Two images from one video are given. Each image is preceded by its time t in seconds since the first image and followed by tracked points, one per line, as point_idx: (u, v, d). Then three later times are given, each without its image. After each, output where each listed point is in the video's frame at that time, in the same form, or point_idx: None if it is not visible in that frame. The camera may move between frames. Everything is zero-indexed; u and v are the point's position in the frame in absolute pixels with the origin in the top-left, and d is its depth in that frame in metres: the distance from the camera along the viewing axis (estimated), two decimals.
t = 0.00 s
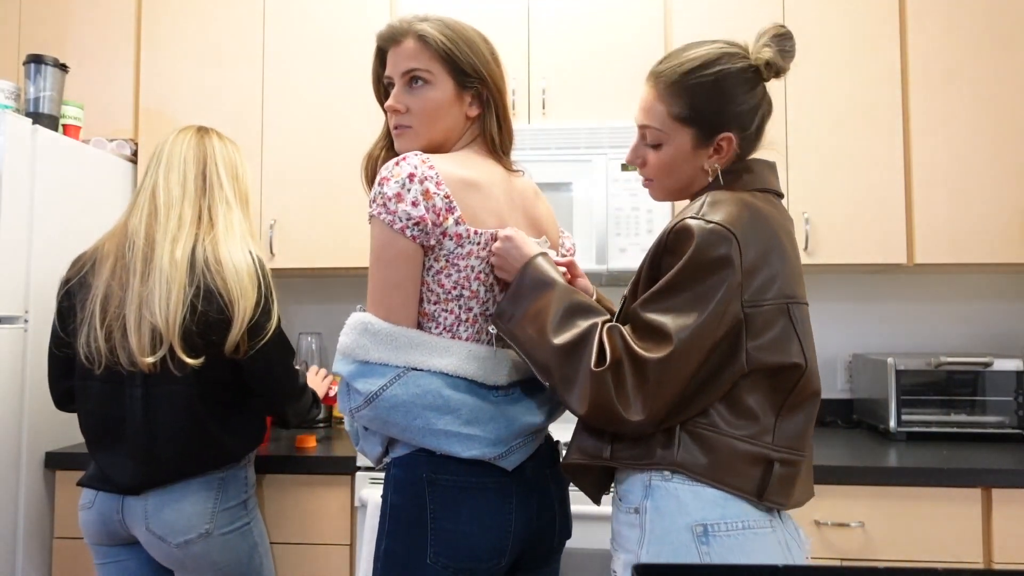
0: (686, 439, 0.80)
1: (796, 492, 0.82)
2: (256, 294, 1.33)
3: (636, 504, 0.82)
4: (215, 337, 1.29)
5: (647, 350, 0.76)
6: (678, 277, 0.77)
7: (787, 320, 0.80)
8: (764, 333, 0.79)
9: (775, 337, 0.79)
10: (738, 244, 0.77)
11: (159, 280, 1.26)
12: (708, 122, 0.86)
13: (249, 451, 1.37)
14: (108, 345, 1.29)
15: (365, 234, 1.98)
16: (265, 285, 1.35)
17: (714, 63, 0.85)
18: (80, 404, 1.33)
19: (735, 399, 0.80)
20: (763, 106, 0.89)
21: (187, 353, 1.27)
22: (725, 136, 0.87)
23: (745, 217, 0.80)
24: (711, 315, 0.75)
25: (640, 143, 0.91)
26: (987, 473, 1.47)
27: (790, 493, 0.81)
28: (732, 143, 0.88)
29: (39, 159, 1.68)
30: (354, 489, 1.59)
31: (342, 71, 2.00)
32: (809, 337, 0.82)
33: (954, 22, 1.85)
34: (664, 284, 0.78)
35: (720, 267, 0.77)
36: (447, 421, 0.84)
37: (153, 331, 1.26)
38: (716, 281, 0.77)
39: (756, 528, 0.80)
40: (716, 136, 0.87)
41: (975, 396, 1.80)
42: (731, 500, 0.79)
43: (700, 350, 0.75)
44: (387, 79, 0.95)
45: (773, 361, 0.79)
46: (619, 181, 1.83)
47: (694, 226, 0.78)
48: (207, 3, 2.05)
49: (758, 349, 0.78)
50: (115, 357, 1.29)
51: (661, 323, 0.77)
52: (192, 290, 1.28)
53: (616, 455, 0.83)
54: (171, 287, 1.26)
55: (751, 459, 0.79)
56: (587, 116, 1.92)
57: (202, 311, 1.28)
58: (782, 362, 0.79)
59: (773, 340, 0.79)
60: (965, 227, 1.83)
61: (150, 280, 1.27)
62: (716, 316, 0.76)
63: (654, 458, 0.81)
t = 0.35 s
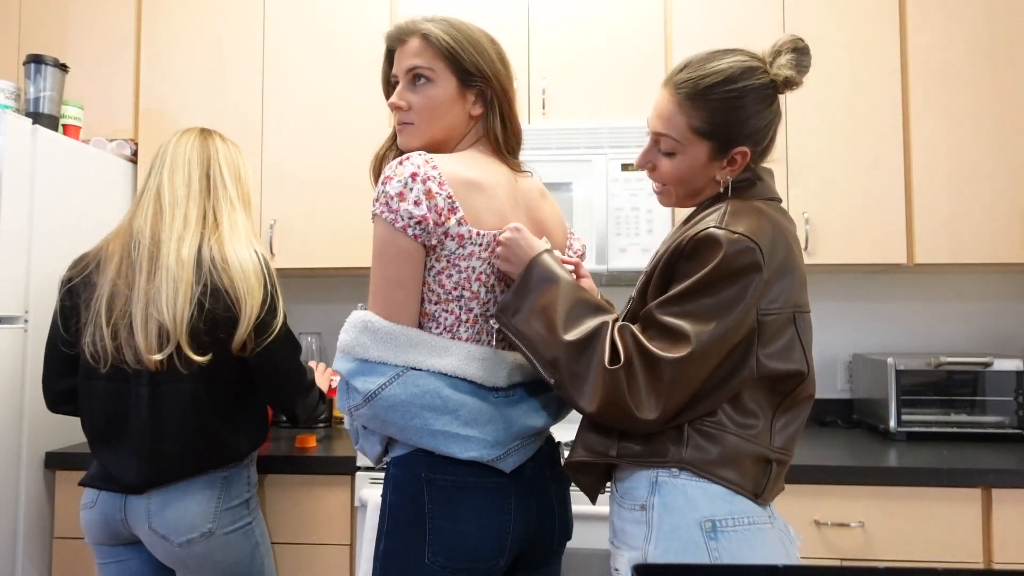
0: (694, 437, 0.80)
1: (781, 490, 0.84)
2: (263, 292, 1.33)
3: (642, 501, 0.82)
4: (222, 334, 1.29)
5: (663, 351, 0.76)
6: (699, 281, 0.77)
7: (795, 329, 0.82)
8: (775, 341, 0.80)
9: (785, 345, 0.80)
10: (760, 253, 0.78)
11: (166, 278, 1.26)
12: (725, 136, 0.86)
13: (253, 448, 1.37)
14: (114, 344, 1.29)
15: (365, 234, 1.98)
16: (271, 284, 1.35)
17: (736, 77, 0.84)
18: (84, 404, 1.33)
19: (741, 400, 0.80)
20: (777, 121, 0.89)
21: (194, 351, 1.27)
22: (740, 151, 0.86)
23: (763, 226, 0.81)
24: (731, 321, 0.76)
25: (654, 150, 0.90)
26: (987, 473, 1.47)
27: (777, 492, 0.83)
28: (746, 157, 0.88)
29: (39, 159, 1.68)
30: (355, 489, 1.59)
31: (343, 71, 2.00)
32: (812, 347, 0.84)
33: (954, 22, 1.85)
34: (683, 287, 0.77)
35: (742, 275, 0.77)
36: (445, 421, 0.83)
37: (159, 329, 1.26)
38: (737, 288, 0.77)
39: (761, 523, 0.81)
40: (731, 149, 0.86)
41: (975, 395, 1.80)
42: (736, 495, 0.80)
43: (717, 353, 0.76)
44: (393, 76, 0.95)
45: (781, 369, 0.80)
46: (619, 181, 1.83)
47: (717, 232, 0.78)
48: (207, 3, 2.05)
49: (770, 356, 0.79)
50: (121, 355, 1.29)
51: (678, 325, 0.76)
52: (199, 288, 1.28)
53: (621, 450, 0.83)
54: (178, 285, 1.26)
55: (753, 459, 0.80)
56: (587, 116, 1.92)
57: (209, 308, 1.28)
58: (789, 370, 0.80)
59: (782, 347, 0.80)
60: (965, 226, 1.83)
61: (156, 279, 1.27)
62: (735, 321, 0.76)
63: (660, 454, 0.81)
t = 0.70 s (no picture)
0: (687, 452, 0.80)
1: (788, 502, 0.83)
2: (263, 291, 1.33)
3: (624, 502, 0.84)
4: (222, 332, 1.29)
5: (661, 372, 0.76)
6: (691, 298, 0.77)
7: (793, 339, 0.81)
8: (773, 352, 0.79)
9: (783, 356, 0.80)
10: (751, 264, 0.77)
11: (166, 277, 1.26)
12: (716, 124, 0.86)
13: (253, 447, 1.37)
14: (115, 342, 1.29)
15: (365, 233, 1.98)
16: (271, 283, 1.35)
17: (733, 66, 0.85)
18: (84, 403, 1.33)
19: (737, 413, 0.80)
20: (777, 121, 0.89)
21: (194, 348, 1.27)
22: (730, 142, 0.86)
23: (756, 236, 0.80)
24: (725, 335, 0.75)
25: (648, 133, 0.92)
26: (987, 473, 1.47)
27: (783, 504, 0.82)
28: (737, 150, 0.87)
29: (39, 159, 1.68)
30: (354, 489, 1.59)
31: (343, 70, 2.00)
32: (812, 354, 0.84)
33: (954, 22, 1.85)
34: (675, 305, 0.77)
35: (736, 288, 0.76)
36: (448, 422, 0.83)
37: (160, 328, 1.26)
38: (732, 302, 0.76)
39: (744, 527, 0.80)
40: (721, 139, 0.87)
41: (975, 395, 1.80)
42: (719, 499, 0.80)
43: (712, 369, 0.75)
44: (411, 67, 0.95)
45: (779, 380, 0.79)
46: (619, 181, 1.83)
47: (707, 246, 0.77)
48: (206, 3, 2.05)
49: (767, 368, 0.79)
50: (122, 354, 1.29)
51: (673, 344, 0.76)
52: (200, 285, 1.28)
53: (614, 466, 0.83)
54: (178, 283, 1.26)
55: (750, 471, 0.80)
56: (587, 116, 1.92)
57: (209, 306, 1.28)
58: (787, 380, 0.80)
59: (780, 358, 0.80)
60: (965, 226, 1.83)
61: (157, 277, 1.27)
62: (727, 336, 0.76)
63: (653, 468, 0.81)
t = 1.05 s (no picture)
0: (675, 466, 0.79)
1: (791, 518, 0.80)
2: (262, 289, 1.34)
3: (606, 509, 0.84)
4: (221, 329, 1.29)
5: (623, 365, 0.77)
6: (662, 299, 0.77)
7: (782, 350, 0.78)
8: (756, 363, 0.77)
9: (771, 368, 0.77)
10: (728, 271, 0.75)
11: (165, 274, 1.26)
12: (708, 99, 0.87)
13: (253, 447, 1.37)
14: (114, 341, 1.29)
15: (365, 232, 1.98)
16: (269, 281, 1.35)
17: (728, 42, 0.86)
18: (84, 403, 1.33)
19: (729, 426, 0.79)
20: (779, 108, 0.87)
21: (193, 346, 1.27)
22: (719, 118, 0.86)
23: (741, 239, 0.78)
24: (696, 342, 0.74)
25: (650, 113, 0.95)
26: (987, 473, 1.47)
27: (785, 520, 0.80)
28: (727, 129, 0.87)
29: (39, 159, 1.68)
30: (354, 489, 1.59)
31: (343, 69, 2.00)
32: (806, 367, 0.81)
33: (954, 21, 1.85)
34: (646, 305, 0.78)
35: (711, 293, 0.75)
36: (471, 419, 0.86)
37: (159, 325, 1.26)
38: (708, 308, 0.75)
39: (726, 537, 0.79)
40: (710, 116, 0.87)
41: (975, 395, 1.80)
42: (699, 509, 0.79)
43: (681, 375, 0.74)
44: (450, 58, 0.98)
45: (766, 393, 0.77)
46: (619, 181, 1.83)
47: (680, 247, 0.77)
48: (206, 3, 2.05)
49: (751, 379, 0.77)
50: (121, 353, 1.29)
51: (640, 342, 0.77)
52: (198, 283, 1.28)
53: (603, 480, 0.82)
54: (177, 280, 1.26)
55: (745, 486, 0.78)
56: (587, 115, 1.92)
57: (207, 304, 1.28)
58: (777, 395, 0.77)
59: (768, 370, 0.77)
60: (965, 225, 1.83)
61: (156, 275, 1.27)
62: (696, 340, 0.74)
63: (643, 485, 0.80)
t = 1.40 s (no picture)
0: (690, 486, 0.72)
1: (815, 537, 0.74)
2: (264, 291, 1.34)
3: (607, 527, 0.78)
4: (223, 331, 1.29)
5: (630, 381, 0.69)
6: (670, 305, 0.70)
7: (800, 353, 0.73)
8: (775, 369, 0.71)
9: (789, 374, 0.71)
10: (742, 270, 0.69)
11: (168, 274, 1.26)
12: (704, 79, 0.82)
13: (253, 448, 1.37)
14: (116, 340, 1.29)
15: (365, 232, 1.98)
16: (271, 282, 1.35)
17: (731, 20, 0.81)
18: (85, 402, 1.33)
19: (747, 440, 0.73)
20: (777, 99, 0.81)
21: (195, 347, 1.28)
22: (711, 101, 0.82)
23: (750, 237, 0.72)
24: (712, 351, 0.68)
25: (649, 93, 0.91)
26: (987, 473, 1.47)
27: (809, 540, 0.73)
28: (721, 114, 0.82)
29: (39, 159, 1.68)
30: (354, 489, 1.59)
31: (343, 69, 2.00)
32: (825, 369, 0.76)
33: (954, 21, 1.85)
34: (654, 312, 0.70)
35: (723, 296, 0.69)
36: (490, 419, 0.86)
37: (162, 326, 1.26)
38: (723, 313, 0.69)
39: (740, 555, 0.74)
40: (703, 99, 0.82)
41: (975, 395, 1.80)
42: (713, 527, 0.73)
43: (696, 387, 0.68)
44: (461, 61, 0.98)
45: (787, 402, 0.71)
46: (619, 181, 1.84)
47: (688, 248, 0.71)
48: (206, 3, 2.06)
49: (771, 387, 0.71)
50: (122, 351, 1.29)
51: (649, 355, 0.69)
52: (201, 284, 1.28)
53: (612, 504, 0.75)
54: (180, 280, 1.26)
55: (766, 504, 0.72)
56: (586, 115, 1.92)
57: (210, 305, 1.28)
58: (798, 402, 0.71)
59: (786, 376, 0.71)
60: (965, 225, 1.83)
61: (158, 274, 1.27)
62: (711, 348, 0.68)
63: (656, 508, 0.72)
